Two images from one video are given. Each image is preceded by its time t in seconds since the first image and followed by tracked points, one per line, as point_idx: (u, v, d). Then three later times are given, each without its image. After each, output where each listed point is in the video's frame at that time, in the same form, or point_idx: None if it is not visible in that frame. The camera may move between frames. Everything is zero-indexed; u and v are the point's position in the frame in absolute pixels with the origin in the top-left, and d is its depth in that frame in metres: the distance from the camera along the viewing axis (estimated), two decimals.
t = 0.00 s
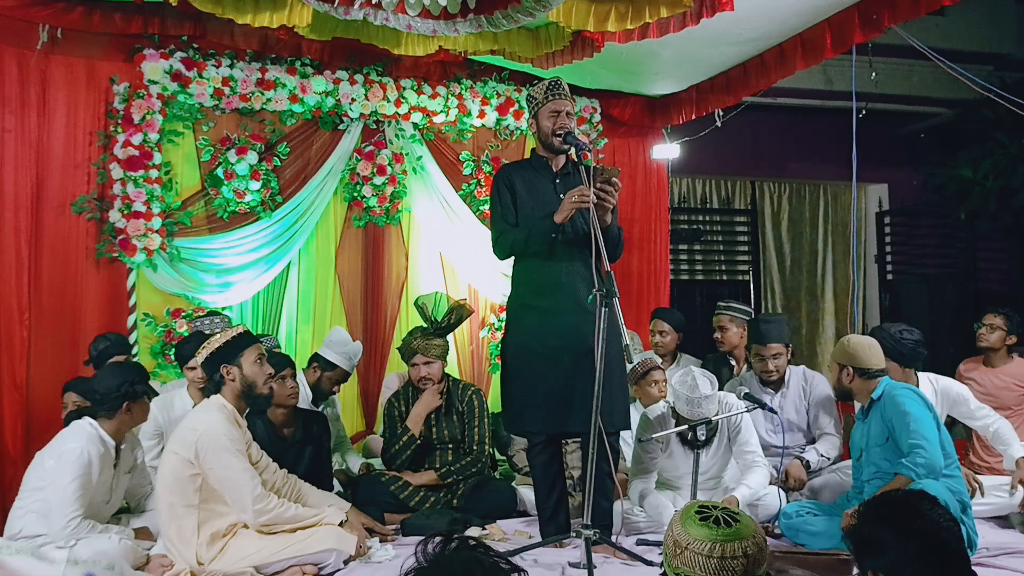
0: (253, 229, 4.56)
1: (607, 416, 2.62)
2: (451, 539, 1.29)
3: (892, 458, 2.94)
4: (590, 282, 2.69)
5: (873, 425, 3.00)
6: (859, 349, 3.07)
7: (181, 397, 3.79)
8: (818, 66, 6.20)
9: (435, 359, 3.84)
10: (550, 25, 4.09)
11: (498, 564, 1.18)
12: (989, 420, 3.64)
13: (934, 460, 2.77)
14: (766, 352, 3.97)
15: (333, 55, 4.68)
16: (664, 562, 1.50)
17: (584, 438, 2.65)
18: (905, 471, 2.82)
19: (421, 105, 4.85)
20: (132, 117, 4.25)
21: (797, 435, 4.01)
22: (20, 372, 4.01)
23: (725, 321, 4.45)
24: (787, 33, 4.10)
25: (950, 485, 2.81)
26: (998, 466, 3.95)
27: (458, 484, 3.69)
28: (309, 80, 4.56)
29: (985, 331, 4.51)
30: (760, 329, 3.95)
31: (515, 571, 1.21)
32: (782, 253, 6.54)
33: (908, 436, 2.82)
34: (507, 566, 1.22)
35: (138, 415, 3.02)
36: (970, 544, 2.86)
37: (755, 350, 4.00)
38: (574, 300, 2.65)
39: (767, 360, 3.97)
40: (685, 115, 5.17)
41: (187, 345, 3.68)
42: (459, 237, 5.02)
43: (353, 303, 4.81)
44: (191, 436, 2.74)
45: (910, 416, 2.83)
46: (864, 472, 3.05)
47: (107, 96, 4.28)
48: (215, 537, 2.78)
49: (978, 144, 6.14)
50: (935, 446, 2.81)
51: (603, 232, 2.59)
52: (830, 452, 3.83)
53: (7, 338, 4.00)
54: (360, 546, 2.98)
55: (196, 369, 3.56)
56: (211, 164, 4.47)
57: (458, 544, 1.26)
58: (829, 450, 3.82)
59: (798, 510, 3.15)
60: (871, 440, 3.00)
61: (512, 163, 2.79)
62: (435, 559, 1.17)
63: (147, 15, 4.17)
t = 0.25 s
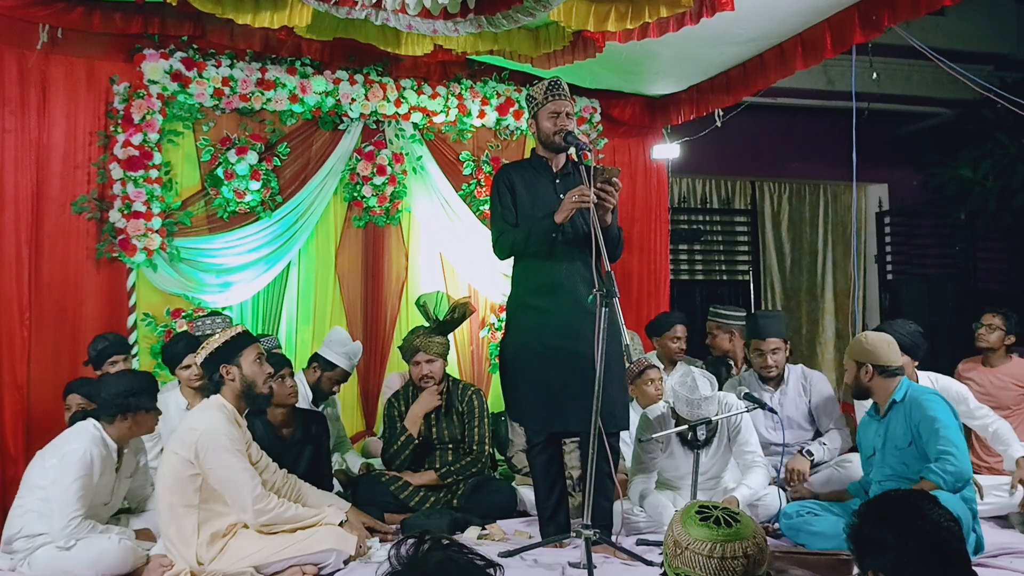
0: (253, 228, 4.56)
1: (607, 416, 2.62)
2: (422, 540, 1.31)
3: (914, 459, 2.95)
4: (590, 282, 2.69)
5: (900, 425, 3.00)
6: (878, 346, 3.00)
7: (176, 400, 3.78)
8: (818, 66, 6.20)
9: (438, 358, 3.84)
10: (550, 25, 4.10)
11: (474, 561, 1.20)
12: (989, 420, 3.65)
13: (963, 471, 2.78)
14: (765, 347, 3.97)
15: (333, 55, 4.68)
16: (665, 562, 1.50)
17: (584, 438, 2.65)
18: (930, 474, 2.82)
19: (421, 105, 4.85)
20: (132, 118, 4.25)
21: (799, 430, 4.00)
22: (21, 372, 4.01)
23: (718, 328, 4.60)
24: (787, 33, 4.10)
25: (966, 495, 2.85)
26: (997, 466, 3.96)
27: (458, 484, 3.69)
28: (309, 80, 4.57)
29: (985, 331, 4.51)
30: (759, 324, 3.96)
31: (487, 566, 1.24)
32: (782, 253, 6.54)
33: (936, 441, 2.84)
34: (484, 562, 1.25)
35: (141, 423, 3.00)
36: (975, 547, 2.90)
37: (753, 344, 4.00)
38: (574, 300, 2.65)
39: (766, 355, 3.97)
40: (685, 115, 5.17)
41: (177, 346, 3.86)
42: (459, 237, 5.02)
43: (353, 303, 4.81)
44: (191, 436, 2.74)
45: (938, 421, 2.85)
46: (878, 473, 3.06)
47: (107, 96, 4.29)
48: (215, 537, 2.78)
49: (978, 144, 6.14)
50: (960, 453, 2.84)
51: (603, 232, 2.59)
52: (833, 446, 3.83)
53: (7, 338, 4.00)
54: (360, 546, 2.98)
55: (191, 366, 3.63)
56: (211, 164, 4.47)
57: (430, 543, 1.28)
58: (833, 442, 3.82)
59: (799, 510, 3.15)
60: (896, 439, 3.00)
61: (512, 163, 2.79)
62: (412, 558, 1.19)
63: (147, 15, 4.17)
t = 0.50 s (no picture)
0: (253, 228, 4.56)
1: (607, 416, 2.62)
2: (407, 543, 1.30)
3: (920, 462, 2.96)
4: (590, 282, 2.69)
5: (909, 429, 3.00)
6: (890, 346, 3.02)
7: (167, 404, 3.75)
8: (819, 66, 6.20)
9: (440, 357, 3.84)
10: (550, 26, 4.10)
11: (459, 562, 1.19)
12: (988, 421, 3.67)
13: (963, 478, 2.79)
14: (761, 340, 3.96)
15: (333, 55, 4.68)
16: (665, 562, 1.50)
17: (584, 438, 2.65)
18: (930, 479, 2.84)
19: (421, 105, 4.85)
20: (132, 117, 4.25)
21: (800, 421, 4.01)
22: (22, 372, 4.01)
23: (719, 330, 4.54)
24: (787, 34, 4.10)
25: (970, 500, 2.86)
26: (997, 465, 3.97)
27: (458, 484, 3.69)
28: (309, 80, 4.56)
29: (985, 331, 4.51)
30: (752, 317, 3.96)
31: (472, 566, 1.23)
32: (782, 253, 6.54)
33: (945, 448, 2.84)
34: (468, 562, 1.24)
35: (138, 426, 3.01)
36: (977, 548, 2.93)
37: (749, 339, 3.98)
38: (574, 300, 2.65)
39: (763, 347, 3.96)
40: (685, 115, 5.17)
41: (161, 352, 3.69)
42: (459, 237, 5.03)
43: (353, 303, 4.81)
44: (191, 436, 2.74)
45: (949, 427, 2.85)
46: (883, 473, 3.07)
47: (107, 96, 4.28)
48: (215, 537, 2.78)
49: (978, 144, 6.14)
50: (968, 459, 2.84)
51: (603, 232, 2.59)
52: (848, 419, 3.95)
53: (8, 338, 4.00)
54: (360, 546, 2.98)
55: (180, 370, 3.66)
56: (211, 164, 4.47)
57: (416, 546, 1.28)
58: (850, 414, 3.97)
59: (797, 510, 3.14)
60: (903, 442, 3.01)
61: (512, 163, 2.78)
62: (398, 560, 1.18)
63: (147, 15, 4.17)
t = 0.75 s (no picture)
0: (253, 228, 4.56)
1: (607, 416, 2.62)
2: (405, 544, 1.31)
3: (918, 464, 2.96)
4: (590, 281, 2.69)
5: (908, 431, 3.00)
6: (886, 347, 2.97)
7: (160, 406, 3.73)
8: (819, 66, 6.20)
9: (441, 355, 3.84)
10: (550, 25, 4.10)
11: (456, 563, 1.20)
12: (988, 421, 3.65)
13: (957, 482, 2.79)
14: (760, 337, 3.98)
15: (333, 54, 4.68)
16: (665, 561, 1.50)
17: (584, 438, 2.65)
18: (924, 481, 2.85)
19: (421, 105, 4.85)
20: (132, 118, 4.25)
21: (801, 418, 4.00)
22: (23, 372, 4.02)
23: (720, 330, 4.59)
24: (787, 33, 4.10)
25: (967, 501, 2.86)
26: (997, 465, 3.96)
27: (459, 484, 3.69)
28: (309, 80, 4.56)
29: (985, 331, 4.51)
30: (748, 315, 3.99)
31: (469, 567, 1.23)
32: (782, 253, 6.53)
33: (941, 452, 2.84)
34: (464, 562, 1.25)
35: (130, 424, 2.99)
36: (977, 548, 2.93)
37: (747, 337, 4.00)
38: (573, 300, 2.65)
39: (762, 345, 3.98)
40: (685, 115, 5.17)
41: (149, 357, 3.68)
42: (459, 237, 5.02)
43: (353, 303, 4.81)
44: (191, 436, 2.74)
45: (947, 431, 2.85)
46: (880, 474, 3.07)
47: (107, 95, 4.28)
48: (215, 537, 2.78)
49: (978, 144, 6.14)
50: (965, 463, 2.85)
51: (603, 232, 2.59)
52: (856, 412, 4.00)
53: (8, 339, 4.00)
54: (361, 546, 2.97)
55: (168, 374, 3.66)
56: (211, 165, 4.47)
57: (414, 546, 1.29)
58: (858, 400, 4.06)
59: (798, 510, 3.15)
60: (901, 443, 3.01)
61: (512, 163, 2.78)
62: (396, 562, 1.18)
63: (147, 15, 4.17)
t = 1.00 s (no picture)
0: (253, 228, 4.56)
1: (607, 416, 2.62)
2: (410, 543, 1.30)
3: (908, 464, 2.96)
4: (591, 281, 2.69)
5: (896, 433, 2.99)
6: (868, 352, 2.98)
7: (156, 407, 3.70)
8: (819, 66, 6.20)
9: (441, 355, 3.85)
10: (550, 25, 4.10)
11: (462, 564, 1.19)
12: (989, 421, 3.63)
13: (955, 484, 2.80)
14: (759, 337, 3.98)
15: (333, 54, 4.69)
16: (666, 561, 1.50)
17: (584, 438, 2.65)
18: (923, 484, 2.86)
19: (421, 105, 4.85)
20: (132, 118, 4.25)
21: (801, 417, 4.01)
22: (23, 372, 4.02)
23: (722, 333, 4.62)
24: (787, 33, 4.10)
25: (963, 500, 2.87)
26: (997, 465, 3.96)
27: (459, 484, 3.69)
28: (309, 80, 4.56)
29: (985, 331, 4.51)
30: (747, 316, 3.98)
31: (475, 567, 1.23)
32: (782, 253, 6.53)
33: (932, 452, 2.85)
34: (470, 563, 1.24)
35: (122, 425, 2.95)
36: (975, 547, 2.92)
37: (746, 338, 3.99)
38: (573, 300, 2.64)
39: (761, 345, 3.98)
40: (685, 115, 5.17)
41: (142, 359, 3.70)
42: (459, 237, 5.03)
43: (353, 303, 4.81)
44: (191, 436, 2.74)
45: (936, 432, 2.86)
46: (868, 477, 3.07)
47: (107, 96, 4.28)
48: (215, 537, 2.78)
49: (978, 144, 6.15)
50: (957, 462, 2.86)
51: (603, 232, 2.59)
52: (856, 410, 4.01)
53: (8, 339, 4.00)
54: (361, 546, 2.98)
55: (162, 374, 3.67)
56: (211, 164, 4.47)
57: (421, 545, 1.28)
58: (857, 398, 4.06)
59: (799, 511, 3.15)
60: (889, 445, 3.00)
61: (512, 163, 2.78)
62: (401, 562, 1.18)
63: (148, 16, 4.17)
